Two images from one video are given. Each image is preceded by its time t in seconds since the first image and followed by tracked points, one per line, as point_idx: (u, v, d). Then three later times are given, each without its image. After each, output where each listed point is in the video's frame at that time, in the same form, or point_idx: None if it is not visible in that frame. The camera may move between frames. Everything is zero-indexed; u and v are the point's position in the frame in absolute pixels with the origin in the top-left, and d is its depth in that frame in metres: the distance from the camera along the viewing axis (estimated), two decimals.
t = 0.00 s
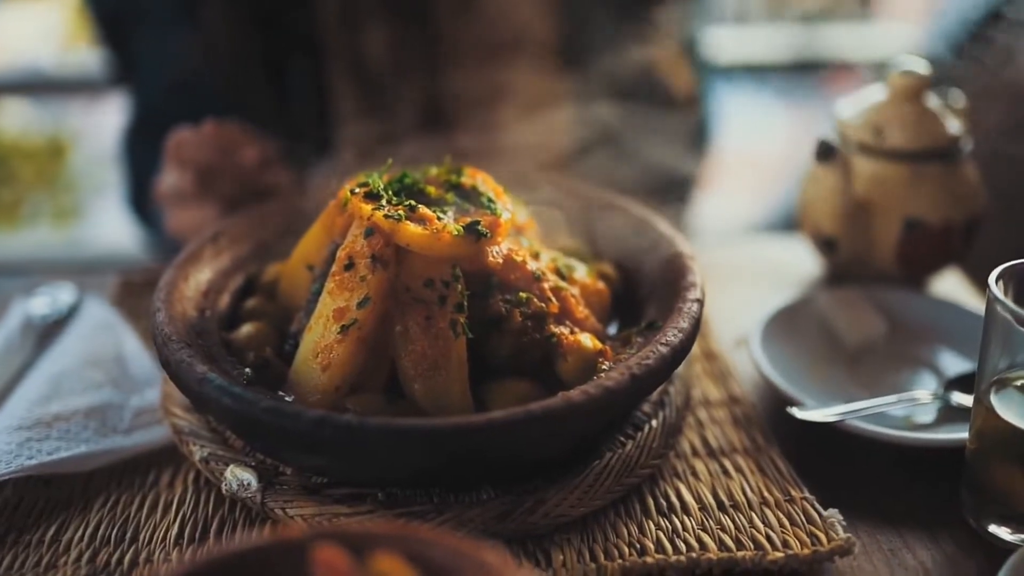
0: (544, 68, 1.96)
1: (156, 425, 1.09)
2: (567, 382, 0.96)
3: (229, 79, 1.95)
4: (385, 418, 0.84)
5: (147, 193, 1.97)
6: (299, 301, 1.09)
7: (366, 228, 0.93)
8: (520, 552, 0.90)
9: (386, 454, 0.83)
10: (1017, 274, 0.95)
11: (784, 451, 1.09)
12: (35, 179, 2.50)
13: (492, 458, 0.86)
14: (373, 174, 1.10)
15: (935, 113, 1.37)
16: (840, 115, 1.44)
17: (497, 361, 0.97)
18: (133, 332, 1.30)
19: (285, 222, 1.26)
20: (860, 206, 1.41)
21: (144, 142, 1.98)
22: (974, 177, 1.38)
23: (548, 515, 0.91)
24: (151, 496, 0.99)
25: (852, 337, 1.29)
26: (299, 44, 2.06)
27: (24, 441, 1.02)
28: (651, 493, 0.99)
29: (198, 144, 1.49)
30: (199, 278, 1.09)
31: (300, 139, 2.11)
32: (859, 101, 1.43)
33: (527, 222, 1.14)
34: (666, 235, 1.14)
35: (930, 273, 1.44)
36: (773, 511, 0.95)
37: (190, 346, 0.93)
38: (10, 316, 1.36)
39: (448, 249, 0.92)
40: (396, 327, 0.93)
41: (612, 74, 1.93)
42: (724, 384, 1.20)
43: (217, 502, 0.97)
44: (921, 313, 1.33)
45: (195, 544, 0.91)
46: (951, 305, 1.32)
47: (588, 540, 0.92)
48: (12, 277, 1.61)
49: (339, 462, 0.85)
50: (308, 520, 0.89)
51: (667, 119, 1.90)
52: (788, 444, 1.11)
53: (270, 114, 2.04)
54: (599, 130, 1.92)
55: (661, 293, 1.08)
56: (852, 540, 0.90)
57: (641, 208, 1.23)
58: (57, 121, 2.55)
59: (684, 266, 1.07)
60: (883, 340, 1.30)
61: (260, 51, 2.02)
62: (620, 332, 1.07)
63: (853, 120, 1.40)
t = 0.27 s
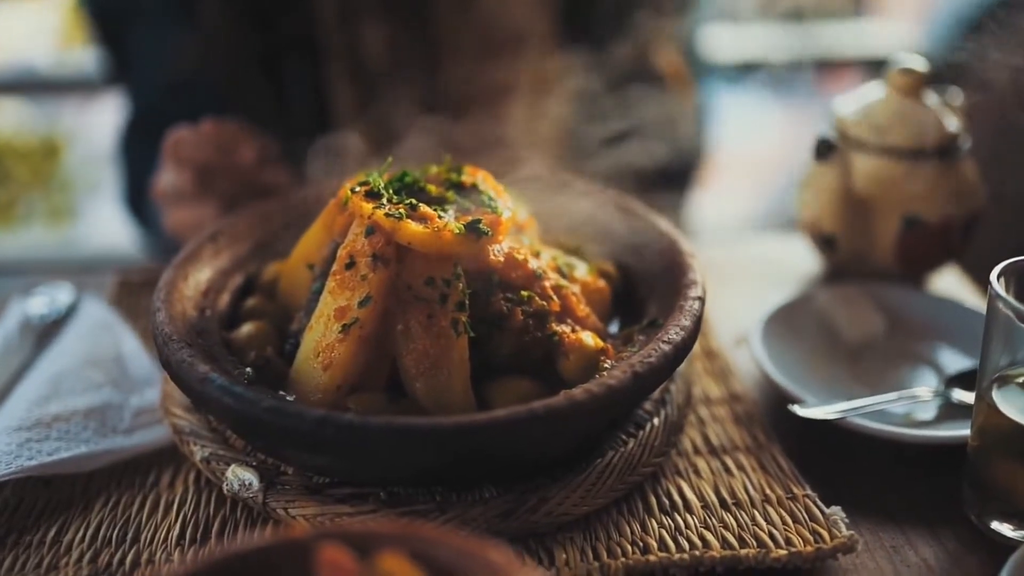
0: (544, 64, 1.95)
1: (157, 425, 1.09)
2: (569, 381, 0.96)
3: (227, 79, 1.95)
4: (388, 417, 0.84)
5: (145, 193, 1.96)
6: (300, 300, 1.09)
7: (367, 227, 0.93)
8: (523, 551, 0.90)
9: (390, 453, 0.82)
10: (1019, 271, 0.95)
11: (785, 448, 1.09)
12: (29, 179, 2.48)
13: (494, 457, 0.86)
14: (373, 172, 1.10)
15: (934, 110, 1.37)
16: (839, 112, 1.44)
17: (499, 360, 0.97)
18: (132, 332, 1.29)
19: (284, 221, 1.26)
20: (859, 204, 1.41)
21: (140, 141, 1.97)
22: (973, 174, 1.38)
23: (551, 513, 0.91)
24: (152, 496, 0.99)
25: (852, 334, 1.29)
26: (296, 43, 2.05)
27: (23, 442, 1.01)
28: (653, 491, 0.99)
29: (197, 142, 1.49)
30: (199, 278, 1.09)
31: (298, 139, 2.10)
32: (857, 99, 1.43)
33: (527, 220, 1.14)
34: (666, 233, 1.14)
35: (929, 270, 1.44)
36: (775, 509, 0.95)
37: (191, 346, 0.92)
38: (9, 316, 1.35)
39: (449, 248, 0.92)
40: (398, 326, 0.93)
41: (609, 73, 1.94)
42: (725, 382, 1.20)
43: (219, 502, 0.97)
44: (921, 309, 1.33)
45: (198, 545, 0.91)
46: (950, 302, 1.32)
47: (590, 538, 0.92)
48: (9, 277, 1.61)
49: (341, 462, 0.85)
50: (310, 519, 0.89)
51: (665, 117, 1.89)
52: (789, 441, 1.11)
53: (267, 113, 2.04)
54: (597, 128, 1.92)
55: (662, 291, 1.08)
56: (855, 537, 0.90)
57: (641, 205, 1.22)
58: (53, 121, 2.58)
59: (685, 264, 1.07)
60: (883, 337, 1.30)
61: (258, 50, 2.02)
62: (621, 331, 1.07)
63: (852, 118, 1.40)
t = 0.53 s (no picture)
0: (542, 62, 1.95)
1: (158, 424, 1.08)
2: (573, 378, 0.96)
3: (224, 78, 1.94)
4: (392, 416, 0.83)
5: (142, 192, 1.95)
6: (301, 299, 1.08)
7: (370, 225, 0.92)
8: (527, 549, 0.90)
9: (394, 451, 0.82)
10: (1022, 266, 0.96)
11: (788, 445, 1.09)
12: (23, 179, 2.45)
13: (499, 454, 0.85)
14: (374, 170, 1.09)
15: (933, 107, 1.37)
16: (838, 109, 1.44)
17: (501, 358, 0.96)
18: (131, 332, 1.28)
19: (284, 220, 1.25)
20: (859, 200, 1.41)
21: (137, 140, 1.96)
22: (972, 171, 1.38)
23: (555, 511, 0.90)
24: (153, 496, 0.98)
25: (853, 330, 1.29)
26: (296, 41, 2.10)
27: (24, 442, 1.01)
28: (657, 489, 0.99)
29: (196, 141, 1.48)
30: (199, 277, 1.08)
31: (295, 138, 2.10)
32: (857, 95, 1.43)
33: (529, 218, 1.13)
34: (668, 230, 1.14)
35: (929, 266, 1.44)
36: (779, 505, 0.95)
37: (193, 345, 0.92)
38: (7, 317, 1.35)
39: (452, 245, 0.92)
40: (401, 324, 0.93)
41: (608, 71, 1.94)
42: (726, 379, 1.20)
43: (221, 502, 0.96)
44: (922, 306, 1.33)
45: (201, 545, 0.90)
46: (951, 298, 1.32)
47: (594, 536, 0.91)
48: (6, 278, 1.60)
49: (345, 461, 0.85)
50: (314, 519, 0.89)
51: (664, 114, 1.89)
52: (791, 438, 1.11)
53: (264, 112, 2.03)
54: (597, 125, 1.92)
55: (664, 288, 1.08)
56: (860, 534, 0.90)
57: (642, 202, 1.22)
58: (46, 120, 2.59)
59: (687, 261, 1.06)
60: (885, 333, 1.30)
61: (259, 49, 2.05)
62: (624, 328, 1.07)
63: (852, 114, 1.40)
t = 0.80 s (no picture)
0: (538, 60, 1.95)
1: (157, 424, 1.08)
2: (574, 377, 0.95)
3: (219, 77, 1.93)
4: (394, 414, 0.83)
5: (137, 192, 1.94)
6: (300, 298, 1.08)
7: (370, 223, 0.92)
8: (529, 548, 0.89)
9: (396, 451, 0.82)
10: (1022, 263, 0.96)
11: (789, 443, 1.09)
12: (16, 179, 2.46)
13: (501, 453, 0.85)
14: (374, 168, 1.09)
15: (932, 105, 1.37)
16: (836, 106, 1.44)
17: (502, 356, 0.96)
18: (129, 332, 1.28)
19: (282, 218, 1.25)
20: (858, 198, 1.41)
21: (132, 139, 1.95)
22: (970, 168, 1.38)
23: (558, 510, 0.90)
24: (153, 496, 0.98)
25: (853, 328, 1.29)
26: (292, 40, 2.08)
27: (22, 443, 1.00)
28: (659, 487, 0.98)
29: (193, 140, 1.48)
30: (198, 276, 1.08)
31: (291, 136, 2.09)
32: (854, 93, 1.43)
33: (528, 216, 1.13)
34: (668, 227, 1.13)
35: (928, 263, 1.44)
36: (781, 503, 0.95)
37: (193, 344, 0.91)
38: (3, 317, 1.34)
39: (453, 243, 0.91)
40: (402, 323, 0.92)
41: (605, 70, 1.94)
42: (726, 377, 1.20)
43: (221, 502, 0.96)
44: (921, 303, 1.33)
45: (202, 545, 0.90)
46: (950, 295, 1.32)
47: (596, 535, 0.91)
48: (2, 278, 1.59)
49: (347, 460, 0.84)
50: (315, 518, 0.88)
51: (662, 112, 1.89)
52: (792, 436, 1.11)
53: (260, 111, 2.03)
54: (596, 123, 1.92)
55: (664, 286, 1.08)
56: (862, 531, 0.90)
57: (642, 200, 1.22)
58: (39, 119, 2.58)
59: (688, 259, 1.06)
60: (884, 330, 1.30)
61: (256, 49, 2.05)
62: (624, 326, 1.07)
63: (850, 112, 1.40)
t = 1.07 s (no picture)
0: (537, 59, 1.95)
1: (157, 423, 1.07)
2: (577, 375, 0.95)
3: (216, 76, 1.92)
4: (398, 413, 0.83)
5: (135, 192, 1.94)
6: (301, 296, 1.08)
7: (372, 221, 0.92)
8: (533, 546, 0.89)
9: (401, 449, 0.81)
10: None
11: (791, 441, 1.09)
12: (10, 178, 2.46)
13: (505, 452, 0.85)
14: (375, 166, 1.09)
15: (932, 102, 1.37)
16: (836, 105, 1.44)
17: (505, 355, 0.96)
18: (128, 331, 1.27)
19: (282, 217, 1.24)
20: (859, 196, 1.41)
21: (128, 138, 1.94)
22: (970, 166, 1.38)
23: (561, 509, 0.90)
24: (153, 496, 0.97)
25: (854, 326, 1.29)
26: (290, 42, 2.06)
27: (22, 443, 1.00)
28: (662, 485, 0.98)
29: (192, 139, 1.48)
30: (198, 275, 1.07)
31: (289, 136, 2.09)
32: (854, 91, 1.43)
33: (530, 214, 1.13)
34: (669, 225, 1.13)
35: (928, 261, 1.44)
36: (784, 501, 0.95)
37: (195, 343, 0.91)
38: (1, 317, 1.33)
39: (455, 241, 0.91)
40: (404, 321, 0.92)
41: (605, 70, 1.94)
42: (728, 375, 1.20)
43: (223, 501, 0.95)
44: (921, 301, 1.33)
45: (204, 545, 0.89)
46: (951, 293, 1.32)
47: (600, 533, 0.91)
48: None
49: (350, 458, 0.84)
50: (318, 518, 0.88)
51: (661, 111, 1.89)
52: (795, 434, 1.11)
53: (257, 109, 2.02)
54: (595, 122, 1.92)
55: (666, 284, 1.08)
56: (866, 529, 0.90)
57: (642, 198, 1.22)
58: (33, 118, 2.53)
59: (689, 256, 1.06)
60: (885, 328, 1.30)
61: (252, 49, 2.04)
62: (626, 324, 1.07)
63: (850, 110, 1.40)
